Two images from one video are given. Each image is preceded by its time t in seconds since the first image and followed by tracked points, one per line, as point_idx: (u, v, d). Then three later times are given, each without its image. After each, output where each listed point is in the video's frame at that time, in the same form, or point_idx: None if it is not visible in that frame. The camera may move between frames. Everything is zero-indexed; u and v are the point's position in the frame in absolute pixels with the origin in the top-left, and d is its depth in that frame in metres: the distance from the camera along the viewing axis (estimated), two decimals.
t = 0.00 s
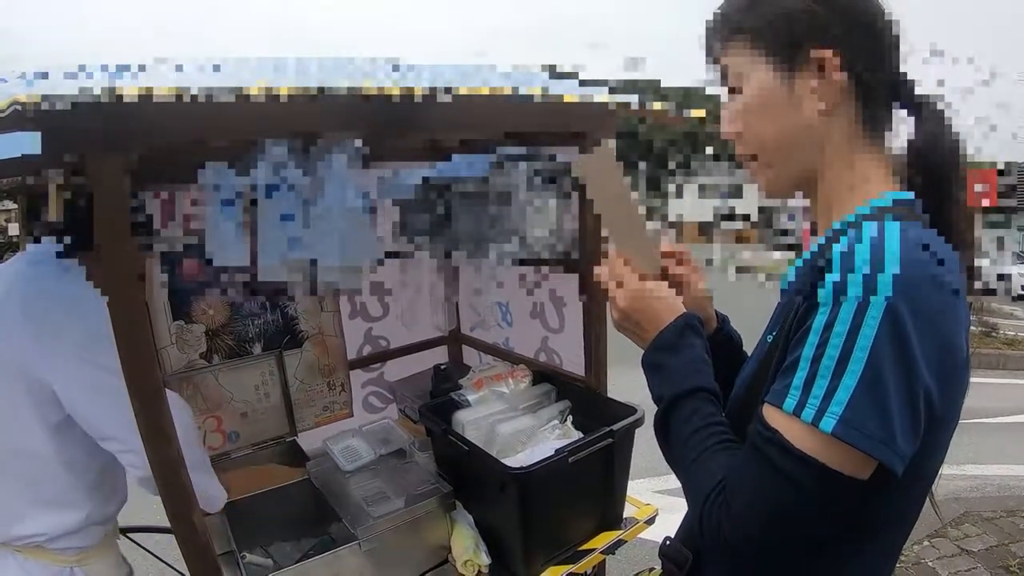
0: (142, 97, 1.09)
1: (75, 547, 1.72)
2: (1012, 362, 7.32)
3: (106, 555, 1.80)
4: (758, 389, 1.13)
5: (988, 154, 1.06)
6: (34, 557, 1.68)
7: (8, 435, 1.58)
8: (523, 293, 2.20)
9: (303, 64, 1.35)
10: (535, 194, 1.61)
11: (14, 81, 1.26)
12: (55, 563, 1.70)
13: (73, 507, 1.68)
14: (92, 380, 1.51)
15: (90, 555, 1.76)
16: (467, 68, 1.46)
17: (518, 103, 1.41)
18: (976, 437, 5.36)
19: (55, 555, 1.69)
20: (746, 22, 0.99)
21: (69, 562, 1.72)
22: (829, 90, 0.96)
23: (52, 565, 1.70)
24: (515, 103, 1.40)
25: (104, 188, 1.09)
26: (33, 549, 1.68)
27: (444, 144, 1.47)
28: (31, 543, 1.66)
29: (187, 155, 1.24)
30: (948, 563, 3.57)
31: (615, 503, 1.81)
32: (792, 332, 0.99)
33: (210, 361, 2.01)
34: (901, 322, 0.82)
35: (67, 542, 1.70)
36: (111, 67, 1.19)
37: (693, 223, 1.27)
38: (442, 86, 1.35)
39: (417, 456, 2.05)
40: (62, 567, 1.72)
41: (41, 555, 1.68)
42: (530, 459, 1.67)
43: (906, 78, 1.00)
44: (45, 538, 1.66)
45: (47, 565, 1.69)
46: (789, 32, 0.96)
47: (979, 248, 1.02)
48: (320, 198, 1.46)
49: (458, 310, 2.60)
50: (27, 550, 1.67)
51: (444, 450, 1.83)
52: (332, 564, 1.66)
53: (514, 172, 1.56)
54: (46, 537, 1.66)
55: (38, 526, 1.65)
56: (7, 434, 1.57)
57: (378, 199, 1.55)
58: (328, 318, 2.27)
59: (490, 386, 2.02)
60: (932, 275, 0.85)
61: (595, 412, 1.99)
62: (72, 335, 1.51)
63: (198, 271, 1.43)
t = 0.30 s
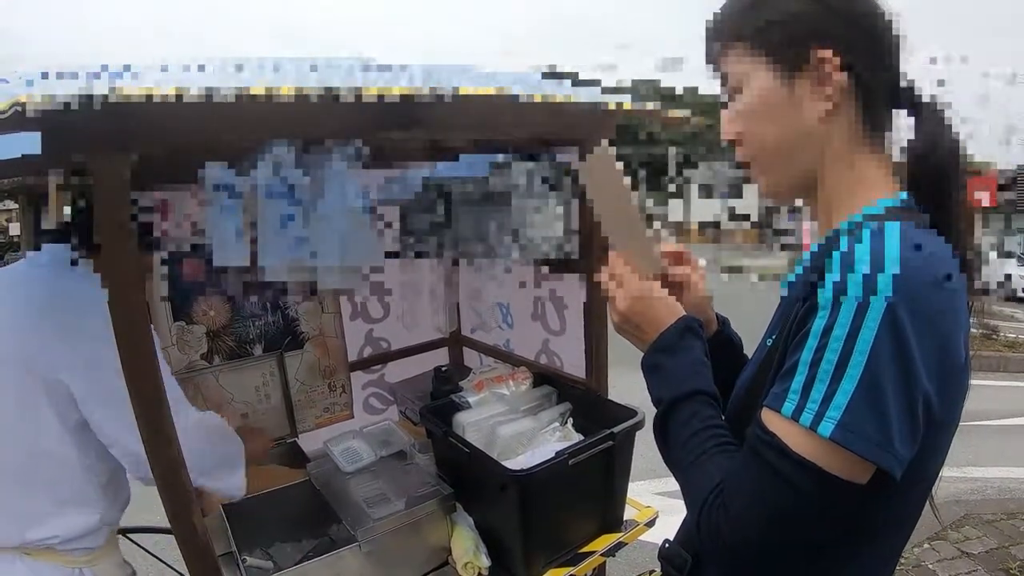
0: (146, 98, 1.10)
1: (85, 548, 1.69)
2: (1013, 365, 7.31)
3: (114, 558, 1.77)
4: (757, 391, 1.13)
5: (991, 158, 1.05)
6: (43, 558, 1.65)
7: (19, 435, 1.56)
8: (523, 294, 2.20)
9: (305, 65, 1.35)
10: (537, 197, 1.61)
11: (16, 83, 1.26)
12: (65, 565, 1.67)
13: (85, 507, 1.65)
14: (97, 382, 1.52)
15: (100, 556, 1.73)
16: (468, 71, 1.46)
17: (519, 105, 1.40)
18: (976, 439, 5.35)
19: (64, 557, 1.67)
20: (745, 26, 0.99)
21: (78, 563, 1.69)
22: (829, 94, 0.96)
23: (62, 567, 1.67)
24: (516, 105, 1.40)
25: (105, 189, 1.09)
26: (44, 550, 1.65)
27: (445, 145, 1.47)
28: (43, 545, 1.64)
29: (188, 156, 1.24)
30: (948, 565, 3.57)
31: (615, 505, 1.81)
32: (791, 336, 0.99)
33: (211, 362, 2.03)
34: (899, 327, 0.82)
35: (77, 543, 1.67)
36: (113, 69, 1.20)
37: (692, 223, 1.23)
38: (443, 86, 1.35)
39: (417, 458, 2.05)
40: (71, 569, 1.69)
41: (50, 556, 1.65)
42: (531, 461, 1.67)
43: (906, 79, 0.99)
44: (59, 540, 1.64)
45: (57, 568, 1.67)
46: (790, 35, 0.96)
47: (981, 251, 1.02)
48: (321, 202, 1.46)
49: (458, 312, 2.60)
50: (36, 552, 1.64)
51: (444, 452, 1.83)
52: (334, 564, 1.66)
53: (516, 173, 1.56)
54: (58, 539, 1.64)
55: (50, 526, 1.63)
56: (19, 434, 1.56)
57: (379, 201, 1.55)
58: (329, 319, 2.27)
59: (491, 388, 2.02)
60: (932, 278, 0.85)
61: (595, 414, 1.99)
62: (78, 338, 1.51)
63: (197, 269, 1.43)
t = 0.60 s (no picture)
0: (146, 100, 1.09)
1: (86, 553, 1.70)
2: (1014, 367, 7.31)
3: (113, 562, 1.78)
4: (756, 394, 1.13)
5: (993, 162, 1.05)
6: (45, 563, 1.65)
7: (20, 442, 1.55)
8: (524, 296, 2.20)
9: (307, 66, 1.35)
10: (536, 198, 1.60)
11: (18, 83, 1.26)
12: (66, 570, 1.68)
13: (86, 514, 1.66)
14: (99, 385, 1.52)
15: (100, 561, 1.74)
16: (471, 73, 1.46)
17: (520, 106, 1.42)
18: (977, 441, 5.35)
19: (66, 562, 1.67)
20: (747, 27, 0.99)
21: (80, 568, 1.70)
22: (829, 98, 0.96)
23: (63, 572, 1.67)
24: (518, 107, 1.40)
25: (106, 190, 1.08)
26: (46, 555, 1.65)
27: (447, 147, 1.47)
28: (46, 549, 1.64)
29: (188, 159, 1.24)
30: (949, 568, 3.57)
31: (615, 508, 1.81)
32: (789, 339, 0.99)
33: (210, 363, 2.04)
34: (897, 331, 0.82)
35: (79, 548, 1.68)
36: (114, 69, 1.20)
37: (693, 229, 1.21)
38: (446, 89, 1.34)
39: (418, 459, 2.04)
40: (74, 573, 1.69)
41: (51, 561, 1.65)
42: (532, 464, 1.67)
43: (905, 83, 1.00)
44: (63, 544, 1.65)
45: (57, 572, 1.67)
46: (789, 39, 0.96)
47: (981, 254, 1.02)
48: (321, 201, 1.46)
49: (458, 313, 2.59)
50: (39, 556, 1.65)
51: (445, 455, 1.83)
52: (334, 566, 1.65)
53: (517, 175, 1.57)
54: (62, 544, 1.65)
55: (52, 531, 1.63)
56: (20, 441, 1.55)
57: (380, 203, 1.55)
58: (329, 321, 2.27)
59: (492, 391, 2.02)
60: (929, 282, 0.85)
61: (595, 416, 1.99)
62: (75, 343, 1.51)
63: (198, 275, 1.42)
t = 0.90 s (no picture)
0: (146, 100, 1.10)
1: (85, 558, 1.70)
2: (1014, 369, 7.31)
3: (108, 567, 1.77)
4: (754, 395, 1.12)
5: (993, 163, 1.06)
6: (43, 568, 1.64)
7: (21, 446, 1.54)
8: (524, 298, 2.21)
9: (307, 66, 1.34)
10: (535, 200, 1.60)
11: (19, 83, 1.26)
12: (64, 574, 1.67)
13: (85, 518, 1.65)
14: (104, 386, 1.53)
15: (99, 566, 1.74)
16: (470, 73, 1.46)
17: (522, 109, 1.43)
18: (978, 443, 5.35)
19: (65, 566, 1.67)
20: (746, 28, 0.99)
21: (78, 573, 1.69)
22: (828, 98, 0.96)
23: None
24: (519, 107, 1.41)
25: (107, 192, 1.08)
26: (44, 559, 1.64)
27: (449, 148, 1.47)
28: (45, 553, 1.63)
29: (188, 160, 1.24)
30: (950, 570, 3.57)
31: (615, 509, 1.81)
32: (787, 340, 0.99)
33: (211, 364, 2.04)
34: (894, 334, 0.82)
35: (79, 551, 1.68)
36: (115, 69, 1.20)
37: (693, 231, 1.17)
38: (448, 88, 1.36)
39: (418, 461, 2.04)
40: None
41: (49, 566, 1.65)
42: (532, 465, 1.67)
43: (905, 84, 1.00)
44: (63, 547, 1.64)
45: None
46: (789, 39, 0.95)
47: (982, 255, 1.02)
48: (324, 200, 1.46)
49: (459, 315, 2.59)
50: (38, 560, 1.63)
51: (446, 457, 1.82)
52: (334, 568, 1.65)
53: (513, 180, 1.57)
54: (62, 547, 1.64)
55: (52, 536, 1.63)
56: (20, 442, 1.54)
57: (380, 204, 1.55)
58: (329, 322, 2.27)
59: (492, 392, 2.02)
60: (928, 284, 0.85)
61: (595, 417, 1.99)
62: (78, 344, 1.51)
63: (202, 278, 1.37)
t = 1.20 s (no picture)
0: (144, 100, 1.10)
1: (89, 559, 1.70)
2: (1013, 368, 7.32)
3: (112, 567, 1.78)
4: (751, 394, 1.12)
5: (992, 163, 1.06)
6: (46, 570, 1.64)
7: (23, 449, 1.54)
8: (523, 298, 2.21)
9: (307, 66, 1.36)
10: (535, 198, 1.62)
11: (18, 83, 1.26)
12: None
13: (88, 519, 1.66)
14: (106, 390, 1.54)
15: (100, 566, 1.74)
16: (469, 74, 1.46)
17: (522, 109, 1.41)
18: (977, 443, 5.36)
19: (68, 568, 1.67)
20: (744, 28, 0.99)
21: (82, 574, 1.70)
22: (827, 97, 0.96)
23: None
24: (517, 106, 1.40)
25: (105, 192, 1.08)
26: (47, 561, 1.64)
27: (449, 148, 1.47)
28: (48, 555, 1.63)
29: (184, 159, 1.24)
30: (950, 569, 3.57)
31: (615, 509, 1.81)
32: (782, 339, 0.99)
33: (210, 365, 2.03)
34: (890, 333, 0.82)
35: (82, 553, 1.68)
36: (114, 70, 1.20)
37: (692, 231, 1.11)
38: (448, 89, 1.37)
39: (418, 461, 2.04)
40: None
41: (52, 568, 1.65)
42: (531, 465, 1.67)
43: (904, 83, 0.99)
44: (66, 549, 1.64)
45: None
46: (786, 39, 0.95)
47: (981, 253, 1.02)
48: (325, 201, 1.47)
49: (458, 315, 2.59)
50: (40, 562, 1.63)
51: (445, 456, 1.82)
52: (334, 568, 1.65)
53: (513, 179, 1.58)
54: (64, 549, 1.64)
55: (55, 538, 1.63)
56: (21, 444, 1.53)
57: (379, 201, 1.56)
58: (329, 323, 2.27)
59: (491, 392, 2.04)
60: (924, 284, 0.85)
61: (595, 418, 1.99)
62: (77, 346, 1.51)
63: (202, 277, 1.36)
